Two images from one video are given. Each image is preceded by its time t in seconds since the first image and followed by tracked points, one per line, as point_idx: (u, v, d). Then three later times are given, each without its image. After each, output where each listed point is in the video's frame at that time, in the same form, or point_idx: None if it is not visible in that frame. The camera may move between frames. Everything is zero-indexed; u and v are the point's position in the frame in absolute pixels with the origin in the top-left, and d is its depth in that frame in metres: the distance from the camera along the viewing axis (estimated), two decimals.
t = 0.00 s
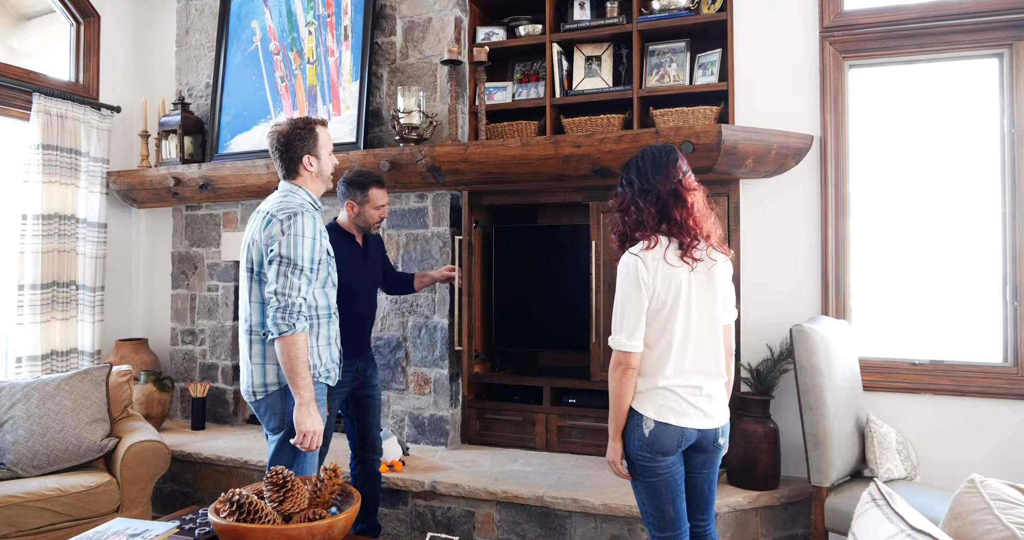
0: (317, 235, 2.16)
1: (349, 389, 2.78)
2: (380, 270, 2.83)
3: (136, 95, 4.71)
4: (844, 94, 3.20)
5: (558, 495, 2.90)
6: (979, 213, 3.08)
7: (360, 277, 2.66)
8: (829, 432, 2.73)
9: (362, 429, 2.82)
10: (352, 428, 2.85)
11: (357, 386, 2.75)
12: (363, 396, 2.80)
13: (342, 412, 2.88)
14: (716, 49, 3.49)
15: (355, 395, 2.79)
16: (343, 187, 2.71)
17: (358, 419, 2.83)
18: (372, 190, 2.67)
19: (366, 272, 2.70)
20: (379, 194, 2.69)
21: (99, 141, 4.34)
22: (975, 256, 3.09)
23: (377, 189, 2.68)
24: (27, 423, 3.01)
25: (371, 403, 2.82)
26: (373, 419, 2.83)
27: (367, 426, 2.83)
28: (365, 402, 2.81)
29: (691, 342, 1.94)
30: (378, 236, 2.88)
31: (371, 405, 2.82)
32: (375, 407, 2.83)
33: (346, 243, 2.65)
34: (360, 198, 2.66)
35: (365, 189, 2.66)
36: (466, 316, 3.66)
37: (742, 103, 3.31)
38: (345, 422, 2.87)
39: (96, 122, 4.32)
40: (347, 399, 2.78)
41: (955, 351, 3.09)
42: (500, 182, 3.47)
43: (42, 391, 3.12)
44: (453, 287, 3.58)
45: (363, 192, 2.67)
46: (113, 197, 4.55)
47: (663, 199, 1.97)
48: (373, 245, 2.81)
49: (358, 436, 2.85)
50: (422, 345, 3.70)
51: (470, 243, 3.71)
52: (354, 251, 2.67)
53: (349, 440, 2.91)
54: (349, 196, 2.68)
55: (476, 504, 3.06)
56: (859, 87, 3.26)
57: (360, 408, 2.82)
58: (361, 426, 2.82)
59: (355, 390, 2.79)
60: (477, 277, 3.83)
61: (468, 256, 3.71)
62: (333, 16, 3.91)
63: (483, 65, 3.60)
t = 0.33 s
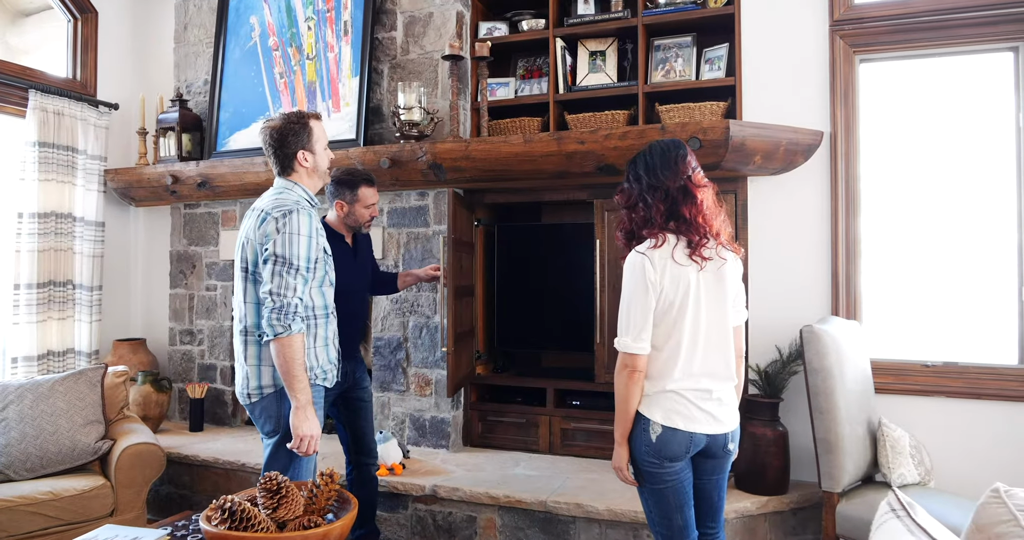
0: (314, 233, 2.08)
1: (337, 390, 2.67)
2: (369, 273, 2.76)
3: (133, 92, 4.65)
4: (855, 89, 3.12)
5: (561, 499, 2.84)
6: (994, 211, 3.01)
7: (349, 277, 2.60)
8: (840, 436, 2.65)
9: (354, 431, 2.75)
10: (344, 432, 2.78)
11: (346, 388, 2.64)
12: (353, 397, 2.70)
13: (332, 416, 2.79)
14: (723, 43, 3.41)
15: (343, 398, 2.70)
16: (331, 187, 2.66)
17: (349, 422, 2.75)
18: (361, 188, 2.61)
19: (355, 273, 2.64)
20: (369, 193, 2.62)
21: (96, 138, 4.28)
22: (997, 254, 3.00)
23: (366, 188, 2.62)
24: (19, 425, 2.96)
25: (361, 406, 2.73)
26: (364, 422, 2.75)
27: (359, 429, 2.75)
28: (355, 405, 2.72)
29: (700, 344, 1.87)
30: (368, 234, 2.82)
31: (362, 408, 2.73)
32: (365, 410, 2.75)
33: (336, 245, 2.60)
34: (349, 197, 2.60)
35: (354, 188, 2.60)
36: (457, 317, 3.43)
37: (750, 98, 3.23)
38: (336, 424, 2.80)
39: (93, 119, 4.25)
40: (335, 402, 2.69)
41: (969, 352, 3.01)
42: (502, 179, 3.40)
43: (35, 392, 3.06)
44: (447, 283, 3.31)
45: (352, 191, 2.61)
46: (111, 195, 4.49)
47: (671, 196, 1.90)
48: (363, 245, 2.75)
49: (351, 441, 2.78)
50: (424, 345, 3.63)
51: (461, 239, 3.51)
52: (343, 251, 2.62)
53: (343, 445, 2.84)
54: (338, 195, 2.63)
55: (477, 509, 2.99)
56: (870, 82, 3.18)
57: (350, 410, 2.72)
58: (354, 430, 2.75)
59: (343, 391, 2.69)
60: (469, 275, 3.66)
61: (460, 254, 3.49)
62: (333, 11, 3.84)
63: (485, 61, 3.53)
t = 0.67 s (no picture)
0: (311, 231, 2.02)
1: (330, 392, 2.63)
2: (363, 272, 2.69)
3: (133, 90, 4.60)
4: (868, 84, 3.04)
5: (566, 505, 2.77)
6: (1011, 209, 2.93)
7: (340, 278, 2.54)
8: (853, 440, 2.58)
9: (350, 436, 2.69)
10: (340, 437, 2.72)
11: (338, 391, 2.60)
12: (345, 401, 2.66)
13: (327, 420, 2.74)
14: (732, 38, 3.34)
15: (337, 402, 2.65)
16: (324, 187, 2.60)
17: (343, 426, 2.69)
18: (355, 187, 2.56)
19: (346, 273, 2.57)
20: (363, 192, 2.58)
21: (96, 136, 4.23)
22: (1014, 253, 2.92)
23: (359, 186, 2.57)
24: (14, 427, 2.90)
25: (355, 410, 2.68)
26: (358, 424, 2.69)
27: (354, 433, 2.69)
28: (349, 408, 2.67)
29: (712, 346, 1.80)
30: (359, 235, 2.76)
31: (355, 412, 2.68)
32: (360, 414, 2.69)
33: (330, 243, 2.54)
34: (343, 196, 2.55)
35: (347, 186, 2.55)
36: (448, 318, 3.21)
37: (760, 94, 3.16)
38: (329, 428, 2.74)
39: (92, 117, 4.20)
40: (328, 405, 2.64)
41: (986, 354, 2.93)
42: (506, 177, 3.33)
43: (31, 394, 3.01)
44: (436, 282, 3.10)
45: (345, 190, 2.56)
46: (110, 194, 4.44)
47: (683, 192, 1.82)
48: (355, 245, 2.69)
49: (348, 446, 2.72)
50: (426, 346, 3.55)
51: (456, 238, 3.32)
52: (336, 251, 2.55)
53: (340, 450, 2.77)
54: (330, 195, 2.58)
55: (481, 514, 2.93)
56: (883, 77, 3.10)
57: (343, 413, 2.67)
58: (349, 435, 2.69)
59: (335, 393, 2.65)
60: (467, 276, 3.49)
61: (453, 254, 3.29)
62: (334, 6, 3.78)
63: (489, 56, 3.46)
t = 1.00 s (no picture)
0: (308, 230, 1.95)
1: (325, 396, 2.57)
2: (355, 271, 2.62)
3: (132, 88, 4.54)
4: (881, 79, 2.96)
5: (572, 511, 2.71)
6: None
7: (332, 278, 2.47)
8: (867, 446, 2.50)
9: (349, 438, 2.62)
10: (338, 440, 2.65)
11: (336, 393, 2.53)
12: (339, 404, 2.58)
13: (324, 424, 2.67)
14: (741, 33, 3.26)
15: (334, 405, 2.59)
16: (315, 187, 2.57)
17: (341, 429, 2.62)
18: (349, 185, 2.53)
19: (337, 273, 2.50)
20: (356, 190, 2.55)
21: (94, 134, 4.17)
22: None
23: (352, 184, 2.54)
24: (7, 430, 2.84)
25: (353, 412, 2.61)
26: (357, 427, 2.63)
27: (353, 435, 2.62)
28: (347, 410, 2.60)
29: (725, 348, 1.73)
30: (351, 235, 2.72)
31: (353, 414, 2.61)
32: (356, 416, 2.63)
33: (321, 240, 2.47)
34: (335, 195, 2.52)
35: (340, 185, 2.52)
36: (440, 319, 3.11)
37: (770, 90, 3.08)
38: (327, 433, 2.67)
39: (90, 115, 4.14)
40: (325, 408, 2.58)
41: (1003, 357, 2.85)
42: (509, 175, 3.26)
43: (25, 396, 2.94)
44: (426, 282, 3.01)
45: (338, 189, 2.53)
46: (109, 193, 4.38)
47: (695, 189, 1.75)
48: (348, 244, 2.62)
49: (348, 450, 2.65)
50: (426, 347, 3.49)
51: (451, 237, 3.23)
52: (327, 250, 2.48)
53: (339, 455, 2.71)
54: (323, 194, 2.54)
55: (484, 520, 2.86)
56: (897, 72, 3.02)
57: (339, 416, 2.60)
58: (348, 438, 2.62)
59: (331, 395, 2.59)
60: (465, 276, 3.40)
61: (448, 254, 3.19)
62: (335, 2, 3.72)
63: (493, 52, 3.40)
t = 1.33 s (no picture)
0: (303, 230, 1.87)
1: (321, 400, 2.50)
2: (347, 272, 2.55)
3: (128, 84, 4.47)
4: (893, 75, 2.88)
5: (576, 518, 2.64)
6: None
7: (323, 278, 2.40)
8: (881, 452, 2.43)
9: (346, 442, 2.55)
10: (335, 445, 2.58)
11: (330, 396, 2.46)
12: (336, 407, 2.51)
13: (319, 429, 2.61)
14: (749, 28, 3.19)
15: (330, 409, 2.52)
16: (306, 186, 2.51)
17: (337, 434, 2.56)
18: (341, 181, 2.48)
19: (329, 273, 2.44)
20: (348, 186, 2.50)
21: (89, 132, 4.10)
22: None
23: (344, 180, 2.49)
24: None
25: (349, 416, 2.54)
26: (355, 430, 2.54)
27: (350, 439, 2.55)
28: (343, 414, 2.53)
29: (738, 353, 1.65)
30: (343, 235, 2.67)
31: (350, 417, 2.54)
32: (354, 421, 2.55)
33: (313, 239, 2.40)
34: (327, 192, 2.47)
35: (332, 181, 2.47)
36: (432, 320, 3.03)
37: (779, 85, 3.01)
38: (324, 438, 2.60)
39: (85, 112, 4.07)
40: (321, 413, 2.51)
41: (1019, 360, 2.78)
42: (511, 174, 3.19)
43: (16, 400, 2.88)
44: (416, 283, 2.93)
45: (330, 185, 2.48)
46: (104, 192, 4.31)
47: (709, 187, 1.67)
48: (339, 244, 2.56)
49: (346, 455, 2.58)
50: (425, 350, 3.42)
51: (446, 235, 3.15)
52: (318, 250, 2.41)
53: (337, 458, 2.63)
54: (313, 193, 2.48)
55: (485, 527, 2.79)
56: (910, 67, 2.94)
57: (335, 420, 2.53)
58: (346, 443, 2.55)
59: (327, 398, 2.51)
60: (463, 276, 3.32)
61: (443, 253, 3.12)
62: None
63: (494, 47, 3.33)
